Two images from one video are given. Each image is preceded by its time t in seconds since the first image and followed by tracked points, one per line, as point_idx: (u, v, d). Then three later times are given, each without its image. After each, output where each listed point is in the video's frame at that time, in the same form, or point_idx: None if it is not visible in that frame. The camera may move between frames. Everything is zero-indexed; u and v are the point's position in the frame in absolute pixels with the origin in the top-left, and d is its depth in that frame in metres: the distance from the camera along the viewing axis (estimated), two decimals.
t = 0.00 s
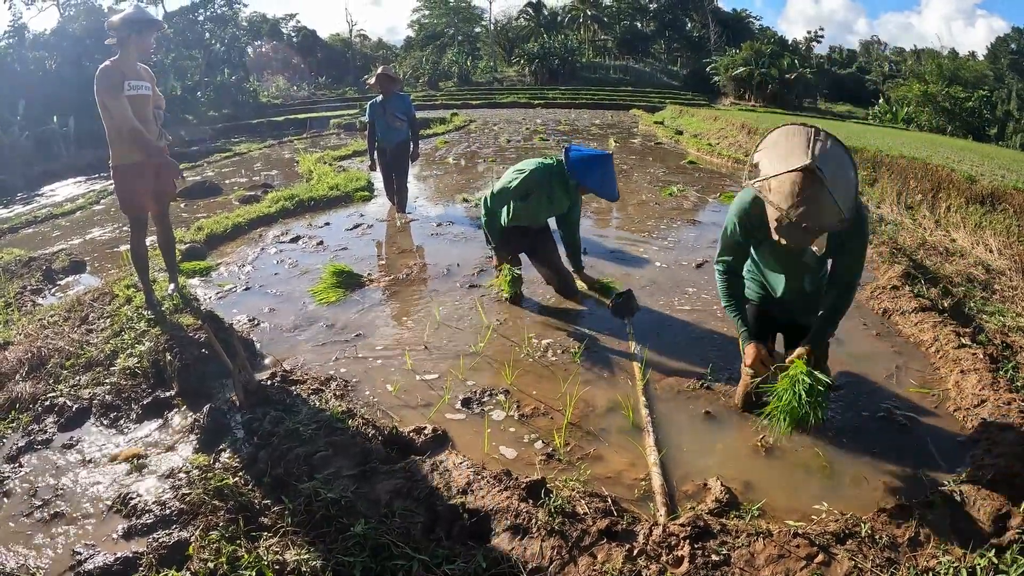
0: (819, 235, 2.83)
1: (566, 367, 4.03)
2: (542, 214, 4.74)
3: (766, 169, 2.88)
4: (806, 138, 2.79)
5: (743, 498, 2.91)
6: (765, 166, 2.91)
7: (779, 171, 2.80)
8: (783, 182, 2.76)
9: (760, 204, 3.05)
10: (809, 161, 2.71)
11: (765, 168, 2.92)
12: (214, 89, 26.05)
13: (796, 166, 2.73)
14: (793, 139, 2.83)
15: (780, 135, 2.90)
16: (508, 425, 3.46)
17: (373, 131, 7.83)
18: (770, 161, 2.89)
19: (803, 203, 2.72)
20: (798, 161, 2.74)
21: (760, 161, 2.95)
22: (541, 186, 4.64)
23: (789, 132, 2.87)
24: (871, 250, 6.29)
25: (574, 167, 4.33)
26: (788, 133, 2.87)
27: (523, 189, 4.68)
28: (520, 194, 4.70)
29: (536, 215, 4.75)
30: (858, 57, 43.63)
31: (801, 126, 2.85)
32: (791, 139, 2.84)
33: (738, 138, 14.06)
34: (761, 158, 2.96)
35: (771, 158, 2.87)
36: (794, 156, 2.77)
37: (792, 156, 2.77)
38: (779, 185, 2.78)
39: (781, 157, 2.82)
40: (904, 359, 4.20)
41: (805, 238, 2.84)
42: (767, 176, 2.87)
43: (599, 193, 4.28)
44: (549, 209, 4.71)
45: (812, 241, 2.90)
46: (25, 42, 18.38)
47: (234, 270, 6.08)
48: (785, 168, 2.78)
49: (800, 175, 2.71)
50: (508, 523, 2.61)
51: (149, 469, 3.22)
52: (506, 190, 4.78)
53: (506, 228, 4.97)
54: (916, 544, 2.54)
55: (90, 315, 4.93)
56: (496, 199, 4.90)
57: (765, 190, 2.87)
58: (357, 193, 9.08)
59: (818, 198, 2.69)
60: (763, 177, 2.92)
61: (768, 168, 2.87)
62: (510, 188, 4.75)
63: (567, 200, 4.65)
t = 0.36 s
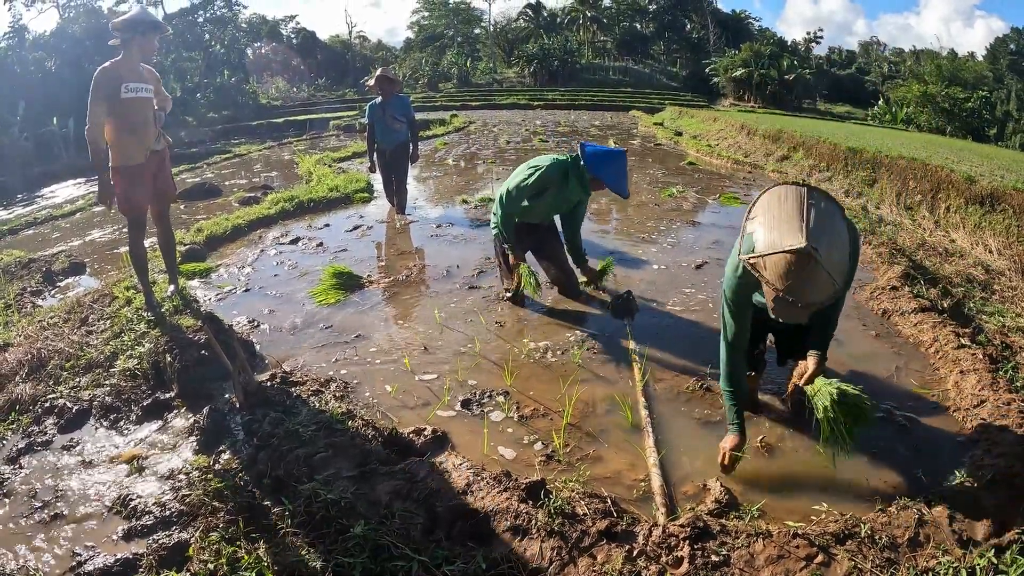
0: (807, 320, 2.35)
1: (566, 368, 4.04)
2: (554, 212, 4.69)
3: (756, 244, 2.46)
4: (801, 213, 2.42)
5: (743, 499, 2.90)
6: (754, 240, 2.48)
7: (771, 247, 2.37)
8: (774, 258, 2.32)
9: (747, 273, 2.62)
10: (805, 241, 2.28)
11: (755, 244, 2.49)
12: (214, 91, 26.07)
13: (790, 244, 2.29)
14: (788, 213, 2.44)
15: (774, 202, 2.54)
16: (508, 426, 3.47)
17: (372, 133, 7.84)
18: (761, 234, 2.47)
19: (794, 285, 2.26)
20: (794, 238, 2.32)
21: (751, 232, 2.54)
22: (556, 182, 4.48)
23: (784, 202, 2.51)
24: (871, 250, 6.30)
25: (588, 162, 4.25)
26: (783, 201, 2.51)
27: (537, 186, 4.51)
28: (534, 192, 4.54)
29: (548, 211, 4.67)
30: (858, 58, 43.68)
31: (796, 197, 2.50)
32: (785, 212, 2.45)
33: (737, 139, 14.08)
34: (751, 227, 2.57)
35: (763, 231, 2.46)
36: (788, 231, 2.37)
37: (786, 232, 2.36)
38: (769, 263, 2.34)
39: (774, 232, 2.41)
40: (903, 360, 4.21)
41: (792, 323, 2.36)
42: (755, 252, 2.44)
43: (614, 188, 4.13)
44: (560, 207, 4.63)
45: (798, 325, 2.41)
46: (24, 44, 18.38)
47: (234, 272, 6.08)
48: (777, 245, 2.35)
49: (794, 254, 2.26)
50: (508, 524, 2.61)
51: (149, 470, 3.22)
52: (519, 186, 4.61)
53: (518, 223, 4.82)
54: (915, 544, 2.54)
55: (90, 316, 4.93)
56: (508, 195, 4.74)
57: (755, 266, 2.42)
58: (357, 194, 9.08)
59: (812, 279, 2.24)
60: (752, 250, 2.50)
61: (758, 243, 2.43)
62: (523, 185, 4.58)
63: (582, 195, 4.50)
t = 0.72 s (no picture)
0: (820, 340, 2.45)
1: (565, 368, 4.04)
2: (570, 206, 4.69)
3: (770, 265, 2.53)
4: (815, 235, 2.48)
5: (742, 498, 2.91)
6: (768, 261, 2.56)
7: (786, 269, 2.44)
8: (789, 281, 2.39)
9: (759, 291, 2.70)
10: (820, 264, 2.35)
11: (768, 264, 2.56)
12: (213, 92, 26.10)
13: (805, 267, 2.37)
14: (801, 235, 2.51)
15: (786, 223, 2.61)
16: (507, 426, 3.47)
17: (372, 134, 7.85)
18: (775, 254, 2.54)
19: (809, 308, 2.35)
20: (808, 261, 2.39)
21: (764, 252, 2.62)
22: (578, 175, 4.47)
23: (795, 224, 2.58)
24: (870, 250, 6.31)
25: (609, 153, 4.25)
26: (794, 222, 2.58)
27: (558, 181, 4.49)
28: (557, 186, 4.51)
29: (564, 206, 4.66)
30: (857, 58, 43.72)
31: (807, 219, 2.57)
32: (797, 234, 2.53)
33: (737, 140, 14.09)
34: (765, 246, 2.64)
35: (777, 253, 2.53)
36: (802, 253, 2.43)
37: (801, 255, 2.43)
38: (785, 286, 2.41)
39: (788, 254, 2.48)
40: (901, 359, 4.22)
41: (805, 343, 2.45)
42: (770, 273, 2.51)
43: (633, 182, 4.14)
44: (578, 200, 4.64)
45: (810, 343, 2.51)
46: (24, 45, 18.38)
47: (233, 273, 6.08)
48: (791, 267, 2.42)
49: (810, 279, 2.33)
50: (508, 524, 2.62)
51: (149, 471, 3.23)
52: (539, 181, 4.56)
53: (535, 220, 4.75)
54: (914, 544, 2.55)
55: (89, 317, 4.93)
56: (526, 189, 4.68)
57: (769, 287, 2.49)
58: (357, 195, 9.09)
59: (826, 303, 2.34)
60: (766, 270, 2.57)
61: (773, 264, 2.50)
62: (544, 179, 4.54)
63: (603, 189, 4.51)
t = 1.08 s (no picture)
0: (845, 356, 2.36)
1: (564, 368, 4.04)
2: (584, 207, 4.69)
3: (790, 280, 2.43)
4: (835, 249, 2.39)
5: (740, 499, 2.91)
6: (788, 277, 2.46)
7: (808, 286, 2.34)
8: (814, 299, 2.30)
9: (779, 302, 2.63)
10: (844, 280, 2.26)
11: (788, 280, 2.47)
12: (212, 92, 26.10)
13: (829, 284, 2.27)
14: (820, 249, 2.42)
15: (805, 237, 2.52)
16: (506, 427, 3.47)
17: (371, 134, 7.86)
18: (795, 270, 2.45)
19: (834, 326, 2.27)
20: (832, 277, 2.29)
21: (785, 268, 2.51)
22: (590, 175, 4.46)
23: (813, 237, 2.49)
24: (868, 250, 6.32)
25: (620, 154, 4.26)
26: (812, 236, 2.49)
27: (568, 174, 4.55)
28: (567, 181, 4.58)
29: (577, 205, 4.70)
30: (856, 57, 43.78)
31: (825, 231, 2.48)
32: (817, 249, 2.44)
33: (736, 139, 14.10)
34: (783, 260, 2.55)
35: (797, 268, 2.44)
36: (824, 269, 2.34)
37: (823, 271, 2.33)
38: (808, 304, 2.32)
39: (809, 270, 2.38)
40: (900, 359, 4.22)
41: (830, 360, 2.37)
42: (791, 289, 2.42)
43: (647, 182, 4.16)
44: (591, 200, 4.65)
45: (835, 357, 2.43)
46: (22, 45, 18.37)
47: (233, 274, 6.07)
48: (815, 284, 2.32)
49: (837, 296, 2.24)
50: (505, 525, 2.61)
51: (148, 472, 3.23)
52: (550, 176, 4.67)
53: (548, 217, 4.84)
54: (912, 545, 2.55)
55: (88, 318, 4.93)
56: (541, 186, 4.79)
57: (791, 305, 2.40)
58: (355, 195, 9.09)
59: (851, 319, 2.25)
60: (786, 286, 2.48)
61: (793, 280, 2.41)
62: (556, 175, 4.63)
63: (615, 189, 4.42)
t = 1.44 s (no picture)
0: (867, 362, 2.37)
1: (560, 367, 4.04)
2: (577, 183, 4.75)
3: (813, 289, 2.40)
4: (857, 258, 2.37)
5: (738, 498, 2.91)
6: (810, 285, 2.43)
7: (832, 296, 2.31)
8: (839, 310, 2.28)
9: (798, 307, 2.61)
10: (868, 291, 2.24)
11: (810, 289, 2.44)
12: (211, 92, 26.07)
13: (855, 294, 2.25)
14: (841, 258, 2.39)
15: (824, 244, 2.48)
16: (503, 426, 3.47)
17: (370, 134, 7.86)
18: (817, 279, 2.41)
19: (859, 336, 2.26)
20: (856, 287, 2.27)
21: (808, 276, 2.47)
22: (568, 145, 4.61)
23: (832, 245, 2.45)
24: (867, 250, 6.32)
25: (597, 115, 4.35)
26: (832, 244, 2.46)
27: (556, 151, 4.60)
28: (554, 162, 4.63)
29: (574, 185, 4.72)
30: (854, 57, 43.87)
31: (844, 239, 2.45)
32: (838, 257, 2.41)
33: (734, 140, 14.10)
34: (804, 268, 2.51)
35: (819, 276, 2.40)
36: (848, 279, 2.32)
37: (846, 281, 2.31)
38: (833, 314, 2.30)
39: (831, 279, 2.35)
40: (898, 359, 4.23)
41: (852, 367, 2.38)
42: (814, 298, 2.38)
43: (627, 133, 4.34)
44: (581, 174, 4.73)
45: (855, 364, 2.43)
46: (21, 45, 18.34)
47: (230, 273, 6.06)
48: (841, 294, 2.29)
49: (864, 307, 2.22)
50: (503, 525, 2.61)
51: (145, 471, 3.22)
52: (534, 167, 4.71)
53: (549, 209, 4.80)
54: (911, 544, 2.55)
55: (86, 317, 4.92)
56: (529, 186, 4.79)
57: (814, 314, 2.38)
58: (353, 195, 9.08)
59: (876, 330, 2.25)
60: (808, 295, 2.46)
61: (816, 290, 2.38)
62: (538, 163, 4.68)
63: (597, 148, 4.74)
